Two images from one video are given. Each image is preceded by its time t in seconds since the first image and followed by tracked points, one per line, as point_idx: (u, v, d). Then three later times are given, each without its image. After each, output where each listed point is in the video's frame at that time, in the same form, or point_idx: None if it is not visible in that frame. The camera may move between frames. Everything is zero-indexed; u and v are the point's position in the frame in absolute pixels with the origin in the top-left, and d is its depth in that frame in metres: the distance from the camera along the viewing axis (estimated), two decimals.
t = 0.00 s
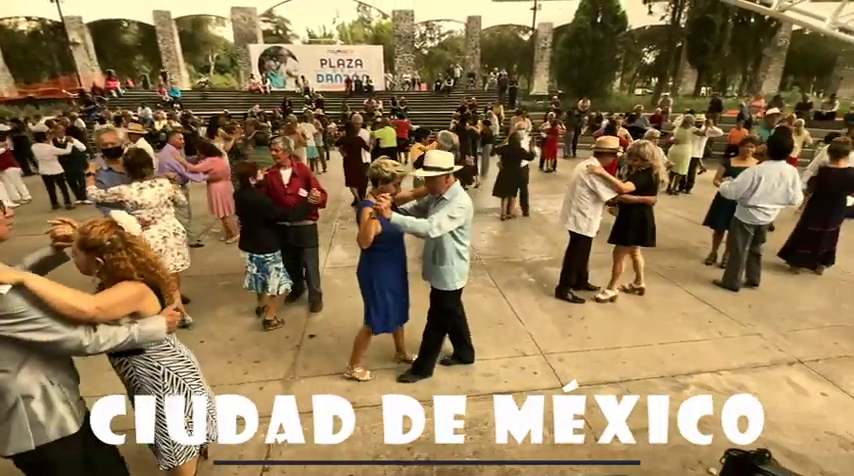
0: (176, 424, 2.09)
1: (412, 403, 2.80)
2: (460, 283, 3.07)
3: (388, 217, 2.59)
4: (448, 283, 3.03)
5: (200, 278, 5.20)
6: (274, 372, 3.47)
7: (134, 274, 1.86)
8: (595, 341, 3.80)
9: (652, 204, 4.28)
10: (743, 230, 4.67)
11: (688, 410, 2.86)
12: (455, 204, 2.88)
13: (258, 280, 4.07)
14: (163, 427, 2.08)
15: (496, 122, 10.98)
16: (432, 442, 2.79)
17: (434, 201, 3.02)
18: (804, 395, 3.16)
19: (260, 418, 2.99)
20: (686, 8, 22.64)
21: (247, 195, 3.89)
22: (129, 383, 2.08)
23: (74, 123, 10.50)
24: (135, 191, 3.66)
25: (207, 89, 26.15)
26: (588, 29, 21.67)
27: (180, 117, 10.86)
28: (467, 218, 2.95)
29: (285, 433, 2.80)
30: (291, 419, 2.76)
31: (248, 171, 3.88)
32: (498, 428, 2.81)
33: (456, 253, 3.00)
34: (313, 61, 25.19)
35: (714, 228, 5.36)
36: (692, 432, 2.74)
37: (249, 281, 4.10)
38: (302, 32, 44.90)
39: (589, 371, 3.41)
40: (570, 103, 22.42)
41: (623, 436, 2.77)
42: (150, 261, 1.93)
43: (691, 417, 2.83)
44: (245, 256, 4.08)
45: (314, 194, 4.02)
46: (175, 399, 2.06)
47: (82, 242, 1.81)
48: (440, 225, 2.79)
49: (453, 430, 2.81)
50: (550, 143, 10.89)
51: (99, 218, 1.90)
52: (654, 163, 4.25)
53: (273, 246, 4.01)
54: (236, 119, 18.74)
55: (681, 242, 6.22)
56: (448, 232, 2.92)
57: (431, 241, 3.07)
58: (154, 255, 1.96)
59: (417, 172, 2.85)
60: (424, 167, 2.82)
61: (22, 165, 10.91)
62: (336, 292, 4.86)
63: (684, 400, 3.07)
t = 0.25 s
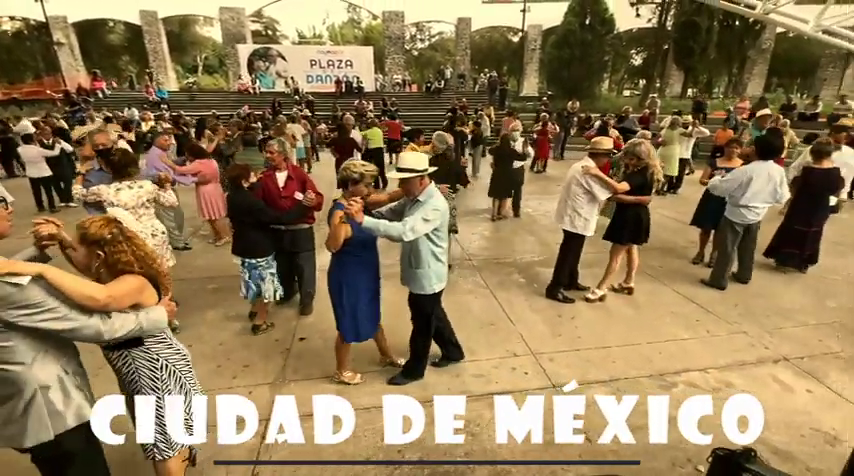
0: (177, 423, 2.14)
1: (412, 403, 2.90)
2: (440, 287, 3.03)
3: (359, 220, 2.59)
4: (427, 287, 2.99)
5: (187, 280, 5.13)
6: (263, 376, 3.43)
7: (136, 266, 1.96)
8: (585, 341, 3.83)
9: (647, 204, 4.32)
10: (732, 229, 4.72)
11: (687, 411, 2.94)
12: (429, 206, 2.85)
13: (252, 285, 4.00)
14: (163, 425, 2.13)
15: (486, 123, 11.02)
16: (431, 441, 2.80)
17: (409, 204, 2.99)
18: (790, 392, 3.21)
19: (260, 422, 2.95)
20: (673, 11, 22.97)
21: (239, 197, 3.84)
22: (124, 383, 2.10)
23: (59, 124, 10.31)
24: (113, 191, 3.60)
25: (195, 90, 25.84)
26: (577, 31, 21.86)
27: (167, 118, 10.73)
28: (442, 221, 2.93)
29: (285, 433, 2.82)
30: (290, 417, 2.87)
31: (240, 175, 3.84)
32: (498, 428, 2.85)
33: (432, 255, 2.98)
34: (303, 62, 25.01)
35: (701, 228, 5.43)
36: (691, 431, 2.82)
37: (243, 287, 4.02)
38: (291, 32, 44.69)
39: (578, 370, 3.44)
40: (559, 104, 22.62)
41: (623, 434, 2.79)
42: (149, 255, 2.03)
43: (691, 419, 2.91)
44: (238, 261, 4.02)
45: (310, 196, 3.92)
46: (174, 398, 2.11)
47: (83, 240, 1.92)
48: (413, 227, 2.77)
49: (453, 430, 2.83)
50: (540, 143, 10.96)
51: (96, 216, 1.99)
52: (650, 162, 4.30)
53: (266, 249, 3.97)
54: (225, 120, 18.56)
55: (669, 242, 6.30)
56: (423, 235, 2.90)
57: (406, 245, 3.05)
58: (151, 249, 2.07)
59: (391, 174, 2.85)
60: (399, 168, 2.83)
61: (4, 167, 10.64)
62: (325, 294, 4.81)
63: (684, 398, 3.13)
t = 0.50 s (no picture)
0: (175, 418, 2.24)
1: (412, 404, 2.82)
2: (418, 293, 3.00)
3: (332, 226, 2.57)
4: (405, 294, 2.95)
5: (176, 285, 5.07)
6: (253, 382, 3.40)
7: (133, 264, 1.99)
8: (576, 343, 3.84)
9: (640, 207, 4.36)
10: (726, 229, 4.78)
11: (687, 410, 2.93)
12: (405, 212, 2.81)
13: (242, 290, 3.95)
14: (163, 427, 2.20)
15: (478, 125, 11.05)
16: (432, 442, 2.80)
17: (386, 209, 2.95)
18: (778, 391, 3.25)
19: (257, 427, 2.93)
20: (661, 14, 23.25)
21: (231, 201, 3.79)
22: (116, 384, 2.10)
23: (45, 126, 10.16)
24: (89, 195, 3.53)
25: (184, 92, 25.63)
26: (567, 34, 22.03)
27: (156, 121, 10.62)
28: (418, 226, 2.89)
29: (285, 433, 2.82)
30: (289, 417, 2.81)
31: (234, 178, 3.76)
32: (498, 428, 2.84)
33: (410, 262, 2.94)
34: (294, 64, 24.91)
35: (690, 230, 5.49)
36: (690, 431, 2.83)
37: (234, 292, 3.97)
38: (282, 34, 44.50)
39: (569, 372, 3.45)
40: (550, 107, 22.77)
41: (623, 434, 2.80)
42: (143, 255, 2.06)
43: (689, 417, 2.90)
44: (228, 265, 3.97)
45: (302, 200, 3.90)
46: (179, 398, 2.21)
47: (77, 242, 1.90)
48: (387, 233, 2.71)
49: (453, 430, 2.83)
50: (531, 146, 11.02)
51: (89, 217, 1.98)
52: (644, 165, 4.33)
53: (258, 253, 3.93)
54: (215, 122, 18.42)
55: (659, 243, 6.35)
56: (399, 240, 2.85)
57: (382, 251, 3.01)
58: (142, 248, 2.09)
59: (367, 179, 2.82)
60: (374, 174, 2.80)
61: None
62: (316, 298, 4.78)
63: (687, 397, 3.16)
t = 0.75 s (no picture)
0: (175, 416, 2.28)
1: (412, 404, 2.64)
2: (397, 300, 2.96)
3: (304, 234, 2.50)
4: (384, 300, 2.92)
5: (165, 290, 5.01)
6: (242, 389, 3.35)
7: (130, 264, 1.98)
8: (568, 344, 3.85)
9: (633, 212, 4.37)
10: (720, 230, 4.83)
11: (688, 411, 2.87)
12: (382, 218, 2.75)
13: (232, 296, 3.90)
14: (163, 425, 2.21)
15: (470, 127, 11.08)
16: (434, 442, 2.80)
17: (365, 214, 2.89)
18: (767, 391, 3.28)
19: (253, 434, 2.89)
20: (650, 18, 23.52)
21: (223, 204, 3.76)
22: (108, 387, 2.04)
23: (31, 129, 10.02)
24: (64, 199, 3.41)
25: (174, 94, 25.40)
26: (558, 37, 22.18)
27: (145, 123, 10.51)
28: (397, 232, 2.83)
29: (285, 433, 2.80)
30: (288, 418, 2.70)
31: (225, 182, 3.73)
32: (498, 428, 2.80)
33: (389, 268, 2.90)
34: (285, 66, 24.82)
35: (682, 232, 5.54)
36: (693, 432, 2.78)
37: (223, 298, 3.91)
38: (273, 36, 44.33)
39: (561, 374, 3.45)
40: (542, 109, 22.93)
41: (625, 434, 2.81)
42: (136, 256, 2.04)
43: (691, 418, 2.85)
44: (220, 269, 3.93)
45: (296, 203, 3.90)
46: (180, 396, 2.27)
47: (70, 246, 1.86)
48: (363, 240, 2.64)
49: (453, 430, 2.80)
50: (522, 148, 11.07)
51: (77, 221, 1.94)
52: (635, 168, 4.35)
53: (251, 256, 3.90)
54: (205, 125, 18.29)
55: (649, 244, 6.40)
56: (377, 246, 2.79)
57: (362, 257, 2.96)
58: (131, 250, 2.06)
59: (345, 183, 2.76)
60: (352, 178, 2.73)
61: None
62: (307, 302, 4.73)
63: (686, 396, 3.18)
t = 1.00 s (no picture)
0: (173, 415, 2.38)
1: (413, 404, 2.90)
2: (371, 306, 2.94)
3: (277, 238, 2.39)
4: (358, 306, 2.90)
5: (153, 295, 4.94)
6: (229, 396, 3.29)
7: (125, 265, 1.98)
8: (560, 347, 3.85)
9: (625, 214, 4.39)
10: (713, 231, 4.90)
11: (687, 410, 3.00)
12: (358, 222, 2.72)
13: (230, 295, 3.87)
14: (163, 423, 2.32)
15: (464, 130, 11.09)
16: (432, 441, 2.83)
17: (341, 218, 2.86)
18: (757, 392, 3.30)
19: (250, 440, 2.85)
20: (641, 21, 23.77)
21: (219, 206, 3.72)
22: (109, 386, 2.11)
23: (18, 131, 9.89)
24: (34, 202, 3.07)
25: (166, 97, 25.25)
26: (549, 40, 22.34)
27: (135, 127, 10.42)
28: (372, 237, 2.80)
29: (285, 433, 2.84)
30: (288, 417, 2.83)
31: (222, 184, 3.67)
32: (498, 427, 2.88)
33: (364, 273, 2.87)
34: (277, 69, 24.75)
35: (675, 234, 5.56)
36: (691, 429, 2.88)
37: (219, 298, 3.86)
38: (266, 38, 44.21)
39: (553, 377, 3.45)
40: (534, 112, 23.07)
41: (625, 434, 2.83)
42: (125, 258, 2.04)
43: (689, 416, 2.97)
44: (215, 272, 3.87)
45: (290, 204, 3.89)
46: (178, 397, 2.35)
47: (66, 250, 1.81)
48: (337, 245, 2.60)
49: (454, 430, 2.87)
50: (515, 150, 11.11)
51: (66, 225, 1.89)
52: (627, 169, 4.38)
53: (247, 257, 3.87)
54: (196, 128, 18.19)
55: (641, 246, 6.43)
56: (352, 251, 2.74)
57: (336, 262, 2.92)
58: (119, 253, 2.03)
59: (321, 186, 2.73)
60: (328, 180, 2.71)
61: None
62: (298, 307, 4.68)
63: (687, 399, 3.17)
